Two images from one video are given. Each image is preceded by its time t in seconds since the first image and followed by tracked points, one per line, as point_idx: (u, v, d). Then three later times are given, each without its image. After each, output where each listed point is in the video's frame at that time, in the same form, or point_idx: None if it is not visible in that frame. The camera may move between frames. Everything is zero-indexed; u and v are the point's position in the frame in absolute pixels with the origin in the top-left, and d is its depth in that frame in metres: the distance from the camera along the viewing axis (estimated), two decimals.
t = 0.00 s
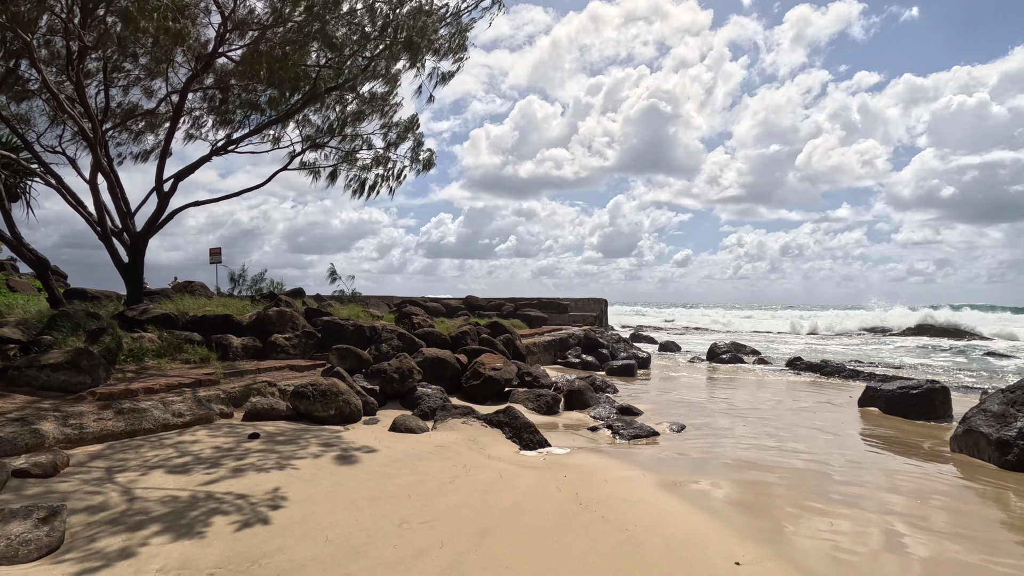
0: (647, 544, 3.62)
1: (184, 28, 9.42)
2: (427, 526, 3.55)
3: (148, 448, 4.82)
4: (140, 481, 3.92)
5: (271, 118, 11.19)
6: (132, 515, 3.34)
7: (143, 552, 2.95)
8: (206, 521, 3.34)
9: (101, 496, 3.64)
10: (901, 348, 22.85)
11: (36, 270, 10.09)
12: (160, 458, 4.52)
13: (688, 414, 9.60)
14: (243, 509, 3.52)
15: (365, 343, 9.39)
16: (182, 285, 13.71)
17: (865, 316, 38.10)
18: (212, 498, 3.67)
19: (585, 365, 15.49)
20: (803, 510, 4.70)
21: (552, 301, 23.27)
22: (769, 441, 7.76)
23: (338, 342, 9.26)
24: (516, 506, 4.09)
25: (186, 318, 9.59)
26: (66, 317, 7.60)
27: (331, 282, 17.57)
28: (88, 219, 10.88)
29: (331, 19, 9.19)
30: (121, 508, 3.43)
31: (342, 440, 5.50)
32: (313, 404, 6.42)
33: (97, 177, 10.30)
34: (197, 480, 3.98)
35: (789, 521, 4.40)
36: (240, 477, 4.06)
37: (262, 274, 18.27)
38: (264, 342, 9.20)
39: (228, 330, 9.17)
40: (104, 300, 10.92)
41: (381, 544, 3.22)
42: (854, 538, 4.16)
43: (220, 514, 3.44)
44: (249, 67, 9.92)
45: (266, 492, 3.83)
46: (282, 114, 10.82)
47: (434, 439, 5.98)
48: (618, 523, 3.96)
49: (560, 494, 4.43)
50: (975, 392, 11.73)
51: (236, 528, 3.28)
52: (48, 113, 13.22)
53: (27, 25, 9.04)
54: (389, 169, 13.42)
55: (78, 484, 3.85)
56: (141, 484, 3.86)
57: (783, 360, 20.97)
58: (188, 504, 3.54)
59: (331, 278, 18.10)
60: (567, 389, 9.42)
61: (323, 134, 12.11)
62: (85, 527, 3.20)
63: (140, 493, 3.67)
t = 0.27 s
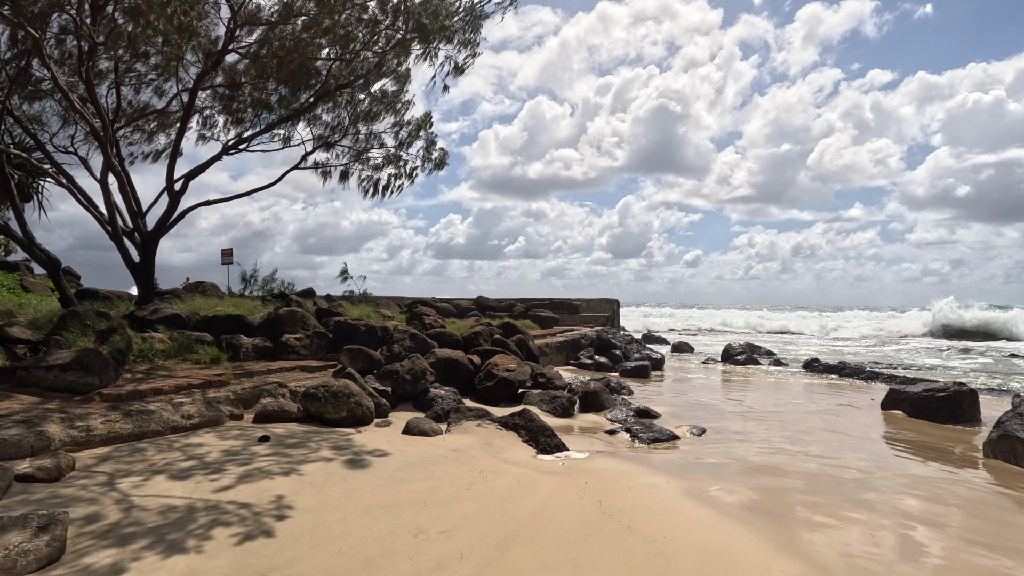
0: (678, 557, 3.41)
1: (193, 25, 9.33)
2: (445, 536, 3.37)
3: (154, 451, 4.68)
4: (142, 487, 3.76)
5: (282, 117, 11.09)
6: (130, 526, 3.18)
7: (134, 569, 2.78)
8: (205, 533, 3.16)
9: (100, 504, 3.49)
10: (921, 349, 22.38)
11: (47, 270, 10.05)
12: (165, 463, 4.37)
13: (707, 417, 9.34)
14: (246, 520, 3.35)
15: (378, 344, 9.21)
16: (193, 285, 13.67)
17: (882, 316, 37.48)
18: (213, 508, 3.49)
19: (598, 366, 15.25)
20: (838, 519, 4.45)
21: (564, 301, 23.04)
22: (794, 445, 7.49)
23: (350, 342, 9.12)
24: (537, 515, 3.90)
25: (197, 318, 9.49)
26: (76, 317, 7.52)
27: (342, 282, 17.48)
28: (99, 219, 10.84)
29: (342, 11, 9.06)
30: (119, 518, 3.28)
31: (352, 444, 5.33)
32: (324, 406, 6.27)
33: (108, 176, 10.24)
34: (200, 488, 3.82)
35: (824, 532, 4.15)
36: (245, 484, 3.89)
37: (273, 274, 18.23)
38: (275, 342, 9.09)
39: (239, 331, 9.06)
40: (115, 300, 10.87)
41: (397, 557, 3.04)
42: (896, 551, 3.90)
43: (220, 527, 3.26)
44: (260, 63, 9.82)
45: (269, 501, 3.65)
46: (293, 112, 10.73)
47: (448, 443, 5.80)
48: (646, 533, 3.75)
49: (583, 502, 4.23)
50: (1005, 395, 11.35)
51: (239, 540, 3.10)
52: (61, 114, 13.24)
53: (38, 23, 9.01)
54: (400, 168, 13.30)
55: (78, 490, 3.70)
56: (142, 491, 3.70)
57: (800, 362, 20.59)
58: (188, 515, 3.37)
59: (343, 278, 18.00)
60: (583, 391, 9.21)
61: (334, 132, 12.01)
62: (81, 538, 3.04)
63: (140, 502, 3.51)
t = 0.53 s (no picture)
0: None
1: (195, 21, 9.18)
2: (457, 556, 3.14)
3: (150, 461, 4.48)
4: (131, 503, 3.55)
5: (286, 117, 10.93)
6: (111, 549, 2.96)
7: None
8: (192, 558, 2.93)
9: (85, 522, 3.28)
10: (935, 354, 21.96)
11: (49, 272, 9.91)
12: (159, 475, 4.16)
13: (721, 424, 9.07)
14: (237, 542, 3.12)
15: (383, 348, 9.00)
16: (197, 288, 13.53)
17: (893, 320, 37.01)
18: (203, 527, 3.27)
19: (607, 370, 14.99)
20: (870, 537, 4.17)
21: (571, 305, 22.80)
22: (814, 454, 7.22)
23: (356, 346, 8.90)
24: (554, 532, 3.67)
25: (200, 321, 9.32)
26: (76, 320, 7.34)
27: (347, 285, 17.32)
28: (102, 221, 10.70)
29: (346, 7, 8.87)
30: (102, 539, 3.06)
31: (356, 453, 5.11)
32: (329, 413, 6.06)
33: (110, 177, 10.11)
34: (193, 503, 3.61)
35: (856, 551, 3.88)
36: (240, 499, 3.67)
37: (278, 276, 18.09)
38: (279, 346, 8.89)
39: (242, 335, 8.88)
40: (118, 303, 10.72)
41: None
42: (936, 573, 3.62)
43: (209, 550, 3.03)
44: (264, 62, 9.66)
45: (264, 518, 3.43)
46: (298, 112, 10.57)
47: (457, 452, 5.57)
48: (671, 552, 3.51)
49: (601, 518, 4.00)
50: None
51: (228, 565, 2.87)
52: (65, 116, 13.15)
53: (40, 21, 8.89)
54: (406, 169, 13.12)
55: (65, 505, 3.50)
56: (132, 507, 3.50)
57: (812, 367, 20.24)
58: (176, 536, 3.15)
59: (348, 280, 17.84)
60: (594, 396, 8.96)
61: (340, 134, 11.84)
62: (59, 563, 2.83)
63: (127, 520, 3.30)
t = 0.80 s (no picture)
0: None
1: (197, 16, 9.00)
2: None
3: (144, 476, 4.27)
4: (119, 524, 3.34)
5: (290, 118, 10.77)
6: None
7: None
8: None
9: (68, 548, 3.07)
10: (949, 360, 21.57)
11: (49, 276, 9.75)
12: (152, 493, 3.96)
13: (736, 432, 8.81)
14: (228, 572, 2.90)
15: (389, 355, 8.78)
16: (200, 292, 13.37)
17: (903, 325, 36.58)
18: (193, 554, 3.05)
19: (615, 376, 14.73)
20: (906, 560, 3.90)
21: (577, 309, 22.55)
22: (835, 464, 6.94)
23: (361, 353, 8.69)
24: (573, 556, 3.43)
25: (202, 327, 9.14)
26: (75, 326, 7.17)
27: (353, 289, 17.16)
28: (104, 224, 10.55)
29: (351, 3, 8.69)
30: (84, 567, 2.86)
31: (360, 467, 4.89)
32: (334, 423, 5.84)
33: (112, 180, 9.96)
34: (184, 525, 3.39)
35: None
36: (235, 521, 3.45)
37: (283, 280, 17.93)
38: (282, 353, 8.69)
39: (246, 340, 8.69)
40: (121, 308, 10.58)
41: None
42: None
43: None
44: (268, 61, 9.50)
45: (259, 542, 3.21)
46: (303, 113, 10.40)
47: (465, 464, 5.34)
48: None
49: (622, 539, 3.76)
50: None
51: None
52: (69, 119, 13.05)
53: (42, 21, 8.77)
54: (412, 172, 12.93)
55: (49, 527, 3.30)
56: (119, 530, 3.29)
57: (823, 372, 19.90)
58: (162, 564, 2.94)
59: (353, 285, 17.67)
60: (605, 404, 8.72)
61: (345, 136, 11.67)
62: None
63: (112, 545, 3.09)
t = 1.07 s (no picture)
0: None
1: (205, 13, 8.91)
2: None
3: (144, 485, 4.11)
4: (114, 539, 3.18)
5: (299, 117, 10.64)
6: None
7: None
8: None
9: (59, 566, 2.91)
10: (969, 364, 21.06)
11: (57, 278, 9.66)
12: (151, 504, 3.79)
13: (756, 438, 8.52)
14: None
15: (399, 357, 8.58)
16: (209, 295, 13.27)
17: (919, 328, 35.94)
18: (187, 572, 2.87)
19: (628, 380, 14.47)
20: None
21: (588, 312, 22.30)
22: (863, 472, 6.65)
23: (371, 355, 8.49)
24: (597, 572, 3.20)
25: (210, 329, 9.00)
26: (81, 328, 7.04)
27: (362, 291, 17.02)
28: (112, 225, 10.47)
29: None
30: None
31: (368, 475, 4.69)
32: (343, 428, 5.65)
33: (120, 180, 9.88)
34: (181, 540, 3.22)
35: None
36: (234, 536, 3.27)
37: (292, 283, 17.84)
38: (291, 355, 8.53)
39: (254, 343, 8.54)
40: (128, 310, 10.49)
41: None
42: None
43: None
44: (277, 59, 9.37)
45: (259, 559, 3.02)
46: (312, 112, 10.27)
47: (479, 472, 5.12)
48: None
49: (649, 554, 3.53)
50: None
51: None
52: (79, 122, 13.04)
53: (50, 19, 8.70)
54: (422, 172, 12.76)
55: (42, 541, 3.14)
56: (114, 546, 3.12)
57: (840, 376, 19.48)
58: None
59: (363, 287, 17.53)
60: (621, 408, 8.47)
61: (354, 136, 11.52)
62: None
63: (102, 563, 2.92)
